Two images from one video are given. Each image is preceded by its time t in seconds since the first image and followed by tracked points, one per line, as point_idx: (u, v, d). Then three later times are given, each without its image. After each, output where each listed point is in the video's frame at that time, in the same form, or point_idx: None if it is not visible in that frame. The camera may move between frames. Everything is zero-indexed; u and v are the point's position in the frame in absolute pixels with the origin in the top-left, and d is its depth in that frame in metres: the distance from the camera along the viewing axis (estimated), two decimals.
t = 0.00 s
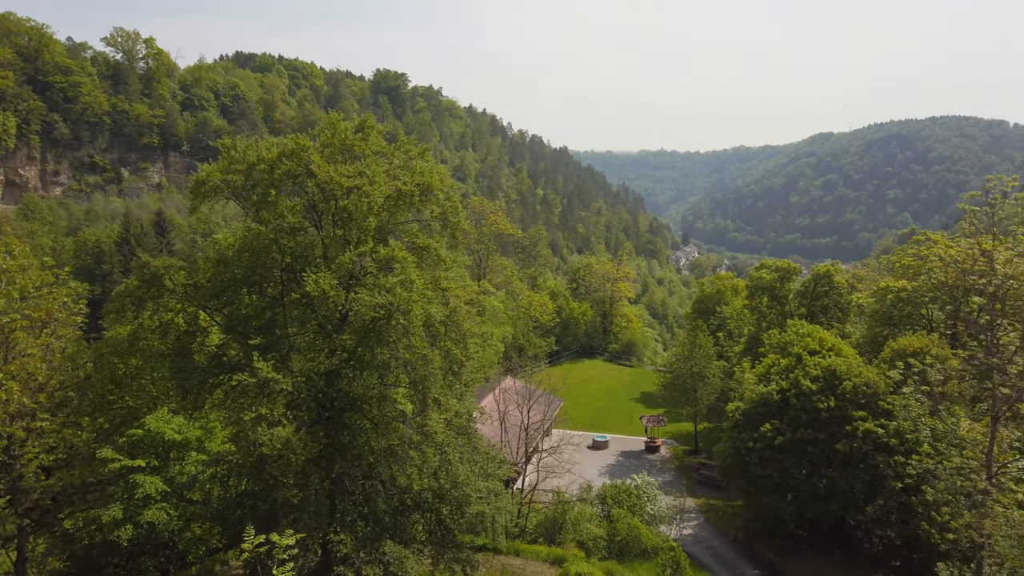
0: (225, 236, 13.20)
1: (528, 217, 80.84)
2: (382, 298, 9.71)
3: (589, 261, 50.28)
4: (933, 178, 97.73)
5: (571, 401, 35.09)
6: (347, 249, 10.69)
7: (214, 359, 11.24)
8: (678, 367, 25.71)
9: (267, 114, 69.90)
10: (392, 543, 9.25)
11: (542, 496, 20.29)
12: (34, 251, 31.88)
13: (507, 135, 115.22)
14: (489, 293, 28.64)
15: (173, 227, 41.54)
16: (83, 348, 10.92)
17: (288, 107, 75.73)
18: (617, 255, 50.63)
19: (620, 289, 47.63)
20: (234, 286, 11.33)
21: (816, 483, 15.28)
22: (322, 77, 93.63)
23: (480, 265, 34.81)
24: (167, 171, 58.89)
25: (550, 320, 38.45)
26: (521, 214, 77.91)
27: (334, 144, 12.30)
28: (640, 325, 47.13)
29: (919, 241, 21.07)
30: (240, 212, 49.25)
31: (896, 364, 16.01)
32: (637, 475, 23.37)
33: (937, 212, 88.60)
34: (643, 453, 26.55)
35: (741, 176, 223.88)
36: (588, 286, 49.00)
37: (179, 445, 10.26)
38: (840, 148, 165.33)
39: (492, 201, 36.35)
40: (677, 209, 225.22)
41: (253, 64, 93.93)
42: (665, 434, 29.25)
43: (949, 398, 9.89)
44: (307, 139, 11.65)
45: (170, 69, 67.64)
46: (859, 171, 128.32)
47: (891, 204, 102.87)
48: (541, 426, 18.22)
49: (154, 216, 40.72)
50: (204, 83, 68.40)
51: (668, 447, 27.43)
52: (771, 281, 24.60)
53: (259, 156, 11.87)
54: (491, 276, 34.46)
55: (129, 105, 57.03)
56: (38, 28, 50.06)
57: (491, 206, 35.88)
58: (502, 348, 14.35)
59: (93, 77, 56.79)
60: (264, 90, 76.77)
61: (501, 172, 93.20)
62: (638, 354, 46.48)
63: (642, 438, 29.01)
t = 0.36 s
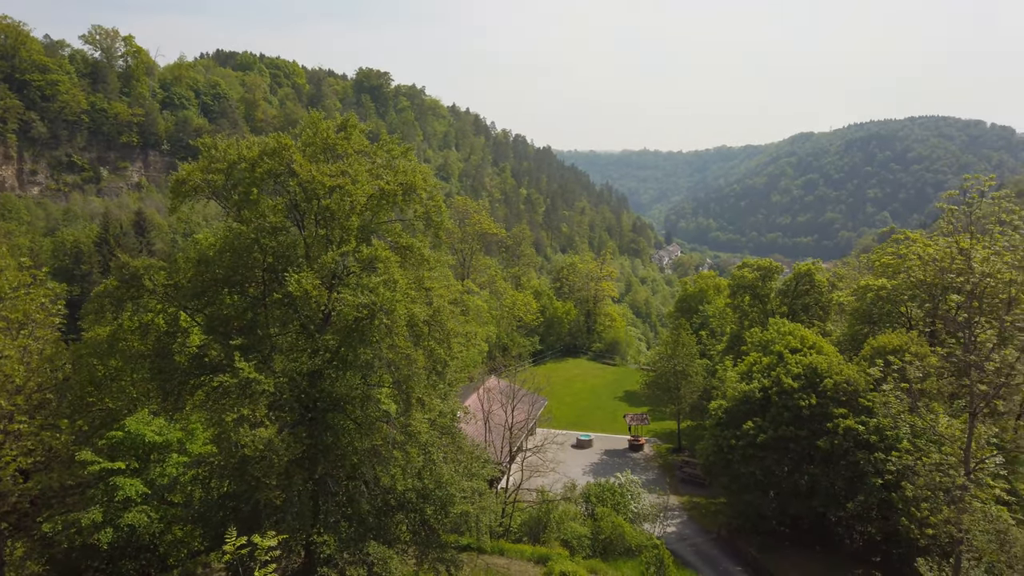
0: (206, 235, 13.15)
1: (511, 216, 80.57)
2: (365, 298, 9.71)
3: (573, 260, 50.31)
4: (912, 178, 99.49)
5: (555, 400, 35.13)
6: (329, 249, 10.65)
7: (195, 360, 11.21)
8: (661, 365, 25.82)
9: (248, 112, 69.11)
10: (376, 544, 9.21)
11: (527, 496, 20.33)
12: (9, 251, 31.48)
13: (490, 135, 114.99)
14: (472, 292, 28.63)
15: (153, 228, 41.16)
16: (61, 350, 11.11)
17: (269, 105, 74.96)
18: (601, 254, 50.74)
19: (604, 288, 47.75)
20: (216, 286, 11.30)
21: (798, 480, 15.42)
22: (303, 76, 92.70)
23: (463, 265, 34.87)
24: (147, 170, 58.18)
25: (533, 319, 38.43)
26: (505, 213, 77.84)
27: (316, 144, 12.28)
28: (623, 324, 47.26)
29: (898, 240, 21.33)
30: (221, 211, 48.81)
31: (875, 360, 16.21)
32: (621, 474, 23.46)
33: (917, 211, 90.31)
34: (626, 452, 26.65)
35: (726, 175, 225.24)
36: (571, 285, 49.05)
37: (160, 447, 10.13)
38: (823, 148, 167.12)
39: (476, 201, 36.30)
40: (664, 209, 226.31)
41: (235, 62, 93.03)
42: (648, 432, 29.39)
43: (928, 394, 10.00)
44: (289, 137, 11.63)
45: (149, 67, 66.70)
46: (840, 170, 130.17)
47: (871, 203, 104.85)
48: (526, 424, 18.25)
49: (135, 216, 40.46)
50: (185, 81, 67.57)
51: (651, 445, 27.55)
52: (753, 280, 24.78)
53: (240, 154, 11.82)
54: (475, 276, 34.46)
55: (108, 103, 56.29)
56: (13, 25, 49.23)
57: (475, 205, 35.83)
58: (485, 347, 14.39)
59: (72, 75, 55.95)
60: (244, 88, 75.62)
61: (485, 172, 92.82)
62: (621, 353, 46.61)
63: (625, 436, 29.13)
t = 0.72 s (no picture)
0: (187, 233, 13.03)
1: (497, 215, 80.48)
2: (348, 297, 9.68)
3: (558, 259, 50.27)
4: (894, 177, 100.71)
5: (540, 399, 35.10)
6: (313, 248, 10.60)
7: (177, 360, 11.11)
8: (647, 364, 25.91)
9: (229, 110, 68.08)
10: (360, 544, 9.17)
11: (513, 494, 20.41)
12: None
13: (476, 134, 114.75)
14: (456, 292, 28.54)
15: (133, 227, 40.71)
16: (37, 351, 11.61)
17: (253, 103, 74.16)
18: (586, 253, 50.73)
19: (589, 287, 47.78)
20: (198, 286, 11.17)
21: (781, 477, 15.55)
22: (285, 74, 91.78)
23: (448, 264, 34.81)
24: (127, 169, 57.41)
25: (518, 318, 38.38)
26: (490, 212, 77.70)
27: (298, 142, 12.23)
28: (608, 323, 47.31)
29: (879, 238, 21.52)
30: (203, 210, 48.31)
31: (857, 358, 16.36)
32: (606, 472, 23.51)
33: (898, 210, 91.47)
34: (611, 450, 26.72)
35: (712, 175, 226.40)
36: (556, 284, 49.01)
37: (142, 449, 10.04)
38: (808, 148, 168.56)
39: (461, 200, 36.18)
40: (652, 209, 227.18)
41: (218, 60, 92.04)
42: (633, 430, 29.48)
43: (909, 391, 10.08)
44: (271, 136, 11.57)
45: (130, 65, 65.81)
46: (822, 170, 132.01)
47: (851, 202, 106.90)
48: (511, 423, 18.17)
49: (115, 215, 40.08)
50: (166, 79, 66.68)
51: (636, 443, 27.65)
52: (736, 278, 24.92)
53: (222, 153, 11.74)
54: (459, 275, 34.37)
55: (87, 100, 55.48)
56: None
57: (459, 204, 35.72)
58: (469, 345, 14.40)
59: (50, 73, 55.02)
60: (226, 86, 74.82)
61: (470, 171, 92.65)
62: (606, 351, 46.67)
63: (610, 435, 29.19)
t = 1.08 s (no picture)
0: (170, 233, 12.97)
1: (483, 213, 80.57)
2: (333, 297, 9.68)
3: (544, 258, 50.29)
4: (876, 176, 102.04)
5: (527, 398, 35.08)
6: (299, 247, 10.59)
7: (161, 360, 11.22)
8: (633, 362, 26.02)
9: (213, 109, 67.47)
10: (347, 543, 9.17)
11: (500, 493, 20.63)
12: None
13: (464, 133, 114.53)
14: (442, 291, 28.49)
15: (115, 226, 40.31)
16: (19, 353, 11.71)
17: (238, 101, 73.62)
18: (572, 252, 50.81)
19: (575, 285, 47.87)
20: (182, 286, 11.26)
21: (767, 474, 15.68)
22: (269, 72, 91.11)
23: (435, 263, 34.76)
24: (110, 168, 56.83)
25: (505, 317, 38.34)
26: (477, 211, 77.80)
27: (283, 141, 12.20)
28: (594, 321, 47.42)
29: (862, 237, 21.75)
30: (186, 209, 47.91)
31: (841, 355, 16.53)
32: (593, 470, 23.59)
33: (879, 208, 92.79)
34: (598, 448, 26.81)
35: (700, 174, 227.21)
36: (543, 283, 49.02)
37: (125, 449, 10.02)
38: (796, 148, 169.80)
39: (447, 199, 36.07)
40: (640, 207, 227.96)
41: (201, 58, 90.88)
42: (620, 428, 29.64)
43: (892, 388, 10.18)
44: (256, 134, 11.52)
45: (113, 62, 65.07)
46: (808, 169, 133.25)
47: (835, 200, 108.45)
48: (497, 423, 18.23)
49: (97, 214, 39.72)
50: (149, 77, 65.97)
51: (623, 441, 27.78)
52: (722, 277, 25.07)
53: (206, 152, 11.69)
54: (446, 274, 34.30)
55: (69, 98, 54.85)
56: None
57: (445, 203, 35.61)
58: (456, 343, 14.50)
59: (30, 70, 54.23)
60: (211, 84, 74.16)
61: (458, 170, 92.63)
62: (592, 349, 46.82)
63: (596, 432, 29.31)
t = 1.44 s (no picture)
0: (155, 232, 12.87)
1: (471, 212, 80.72)
2: (320, 296, 9.66)
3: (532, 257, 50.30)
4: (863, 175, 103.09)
5: (515, 397, 35.07)
6: (286, 246, 10.56)
7: (147, 361, 11.13)
8: (621, 360, 26.12)
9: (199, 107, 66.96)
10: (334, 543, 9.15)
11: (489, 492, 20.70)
12: None
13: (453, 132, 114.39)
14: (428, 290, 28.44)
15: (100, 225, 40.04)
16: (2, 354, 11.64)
17: (224, 99, 73.06)
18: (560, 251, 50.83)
19: (563, 284, 47.92)
20: (168, 285, 11.16)
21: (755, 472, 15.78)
22: (256, 71, 90.41)
23: (422, 262, 34.70)
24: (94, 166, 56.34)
25: (493, 316, 38.33)
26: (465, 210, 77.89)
27: (269, 139, 12.17)
28: (582, 320, 47.52)
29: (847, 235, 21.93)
30: (170, 208, 47.57)
31: (827, 353, 16.67)
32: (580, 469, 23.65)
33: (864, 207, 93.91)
34: (586, 446, 26.89)
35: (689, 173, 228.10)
36: (531, 282, 49.05)
37: (110, 450, 9.93)
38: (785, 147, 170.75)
39: (434, 198, 35.98)
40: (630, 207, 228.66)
41: (186, 56, 89.86)
42: (607, 426, 29.75)
43: (877, 386, 10.25)
44: (242, 133, 11.47)
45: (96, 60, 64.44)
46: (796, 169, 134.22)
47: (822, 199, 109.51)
48: (485, 422, 18.31)
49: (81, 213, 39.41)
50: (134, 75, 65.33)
51: (611, 439, 27.89)
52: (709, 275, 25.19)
53: (191, 151, 11.63)
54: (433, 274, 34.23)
55: (53, 96, 54.30)
56: None
57: (433, 203, 35.53)
58: (443, 341, 14.55)
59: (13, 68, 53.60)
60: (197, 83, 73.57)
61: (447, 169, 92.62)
62: (580, 348, 46.90)
63: (584, 431, 29.39)
